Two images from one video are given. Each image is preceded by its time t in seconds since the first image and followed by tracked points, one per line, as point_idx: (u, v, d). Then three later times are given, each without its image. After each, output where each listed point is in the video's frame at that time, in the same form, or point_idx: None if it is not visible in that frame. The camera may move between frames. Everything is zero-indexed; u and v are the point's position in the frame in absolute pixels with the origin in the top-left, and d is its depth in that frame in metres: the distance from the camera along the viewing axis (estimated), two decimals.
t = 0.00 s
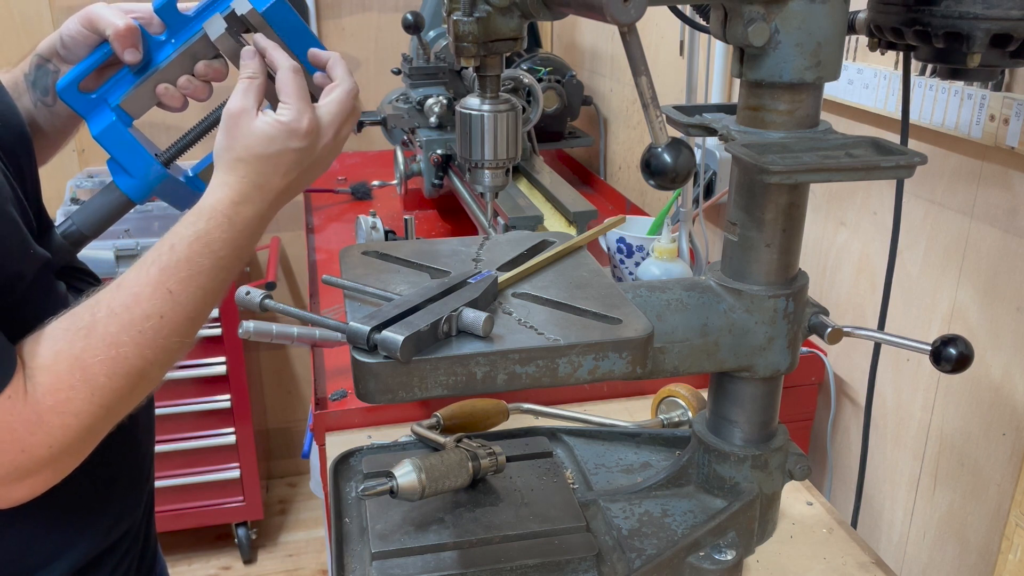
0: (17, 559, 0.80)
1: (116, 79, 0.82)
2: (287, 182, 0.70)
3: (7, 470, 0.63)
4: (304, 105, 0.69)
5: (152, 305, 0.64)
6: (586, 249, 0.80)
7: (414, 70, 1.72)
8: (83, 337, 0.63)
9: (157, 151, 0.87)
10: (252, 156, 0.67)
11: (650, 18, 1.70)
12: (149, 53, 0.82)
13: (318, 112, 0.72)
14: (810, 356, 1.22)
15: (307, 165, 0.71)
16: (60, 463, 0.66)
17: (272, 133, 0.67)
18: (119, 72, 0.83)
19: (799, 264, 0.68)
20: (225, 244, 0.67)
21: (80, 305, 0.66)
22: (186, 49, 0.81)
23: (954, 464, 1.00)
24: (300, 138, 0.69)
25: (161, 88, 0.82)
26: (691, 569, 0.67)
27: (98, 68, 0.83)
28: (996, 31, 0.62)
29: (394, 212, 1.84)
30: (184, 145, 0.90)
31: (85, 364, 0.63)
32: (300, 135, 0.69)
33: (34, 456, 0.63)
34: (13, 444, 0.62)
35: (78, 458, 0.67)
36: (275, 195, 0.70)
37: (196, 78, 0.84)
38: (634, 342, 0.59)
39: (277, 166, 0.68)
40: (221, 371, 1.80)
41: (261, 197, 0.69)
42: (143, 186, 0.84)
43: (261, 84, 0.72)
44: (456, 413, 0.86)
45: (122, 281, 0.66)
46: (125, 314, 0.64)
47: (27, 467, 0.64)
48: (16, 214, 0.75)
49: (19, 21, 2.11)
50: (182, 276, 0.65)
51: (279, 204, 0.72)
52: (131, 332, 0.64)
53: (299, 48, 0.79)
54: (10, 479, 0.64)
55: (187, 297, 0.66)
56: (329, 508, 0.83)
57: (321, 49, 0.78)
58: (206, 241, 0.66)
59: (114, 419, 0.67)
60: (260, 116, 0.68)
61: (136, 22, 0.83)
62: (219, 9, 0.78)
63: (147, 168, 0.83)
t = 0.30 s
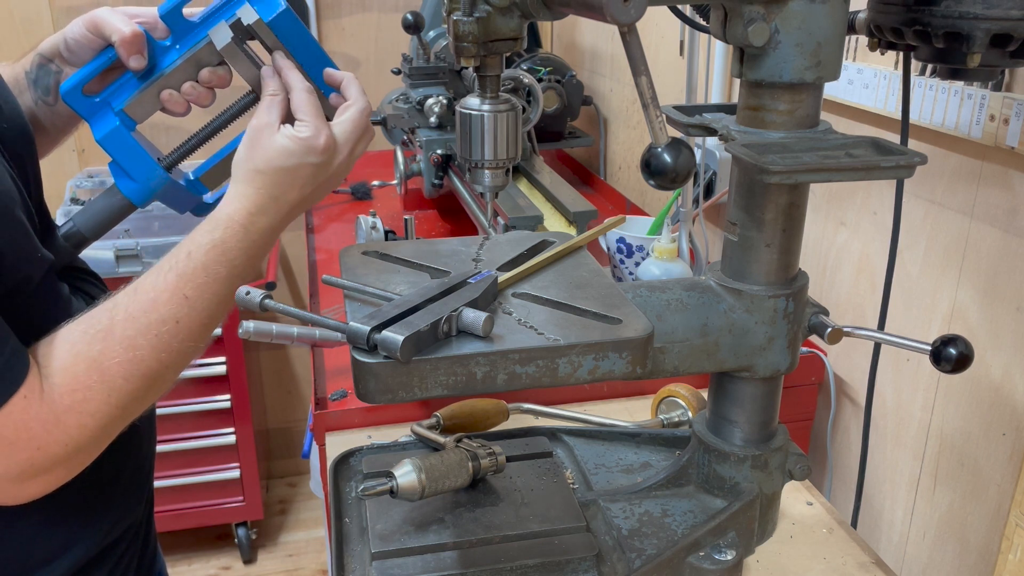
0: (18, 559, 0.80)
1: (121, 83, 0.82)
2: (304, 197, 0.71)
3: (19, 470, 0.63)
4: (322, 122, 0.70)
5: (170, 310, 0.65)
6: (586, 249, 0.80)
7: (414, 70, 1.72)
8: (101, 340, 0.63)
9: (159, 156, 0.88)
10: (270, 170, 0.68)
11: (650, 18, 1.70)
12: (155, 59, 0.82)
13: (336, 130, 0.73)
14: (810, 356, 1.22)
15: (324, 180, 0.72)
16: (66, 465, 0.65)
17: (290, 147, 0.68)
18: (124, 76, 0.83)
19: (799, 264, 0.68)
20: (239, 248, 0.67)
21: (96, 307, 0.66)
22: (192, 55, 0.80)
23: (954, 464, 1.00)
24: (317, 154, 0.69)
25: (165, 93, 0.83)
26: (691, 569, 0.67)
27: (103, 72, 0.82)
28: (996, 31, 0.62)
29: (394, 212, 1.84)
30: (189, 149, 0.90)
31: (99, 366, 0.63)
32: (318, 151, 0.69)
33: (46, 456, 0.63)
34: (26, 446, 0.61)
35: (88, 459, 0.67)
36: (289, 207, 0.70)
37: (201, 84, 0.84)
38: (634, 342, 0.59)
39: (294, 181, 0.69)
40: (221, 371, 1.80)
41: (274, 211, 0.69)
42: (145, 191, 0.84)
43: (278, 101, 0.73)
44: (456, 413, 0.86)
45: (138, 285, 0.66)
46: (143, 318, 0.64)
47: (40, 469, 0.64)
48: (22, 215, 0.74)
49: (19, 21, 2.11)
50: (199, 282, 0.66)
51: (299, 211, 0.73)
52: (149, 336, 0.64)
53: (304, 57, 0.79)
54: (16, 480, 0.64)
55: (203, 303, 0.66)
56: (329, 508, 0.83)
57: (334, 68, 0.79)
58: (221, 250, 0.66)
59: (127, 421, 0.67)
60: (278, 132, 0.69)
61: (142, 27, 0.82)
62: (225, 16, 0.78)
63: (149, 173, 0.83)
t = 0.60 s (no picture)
0: (19, 559, 0.80)
1: (121, 83, 0.82)
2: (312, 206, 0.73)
3: (22, 469, 0.62)
4: (331, 134, 0.73)
5: (178, 313, 0.65)
6: (586, 249, 0.80)
7: (414, 70, 1.72)
8: (108, 341, 0.63)
9: (159, 156, 0.88)
10: (280, 178, 0.70)
11: (650, 18, 1.70)
12: (155, 59, 0.82)
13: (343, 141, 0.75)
14: (810, 356, 1.22)
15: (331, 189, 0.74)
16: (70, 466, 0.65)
17: (300, 157, 0.70)
18: (124, 77, 0.83)
19: (799, 264, 0.68)
20: (243, 254, 0.68)
21: (102, 310, 0.66)
22: (191, 55, 0.80)
23: (954, 464, 1.00)
24: (327, 164, 0.72)
25: (165, 94, 0.83)
26: (691, 569, 0.67)
27: (103, 72, 0.83)
28: (996, 31, 0.62)
29: (394, 212, 1.84)
30: (189, 150, 0.90)
31: (105, 367, 0.63)
32: (327, 161, 0.72)
33: (49, 454, 0.62)
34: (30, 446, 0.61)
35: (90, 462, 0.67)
36: (295, 217, 0.72)
37: (201, 84, 0.83)
38: (634, 342, 0.59)
39: (304, 190, 0.71)
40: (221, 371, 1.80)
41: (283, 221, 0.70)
42: (145, 191, 0.85)
43: (286, 112, 0.75)
44: (456, 413, 0.86)
45: (145, 289, 0.66)
46: (150, 320, 0.64)
47: (42, 469, 0.63)
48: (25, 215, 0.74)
49: (19, 21, 2.11)
50: (206, 286, 0.66)
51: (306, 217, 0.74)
52: (155, 338, 0.64)
53: (305, 57, 0.79)
54: (19, 481, 0.63)
55: (209, 307, 0.67)
56: (329, 508, 0.83)
57: (345, 80, 0.81)
58: (227, 256, 0.67)
59: (130, 424, 0.67)
60: (288, 142, 0.72)
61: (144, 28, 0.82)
62: (225, 16, 0.78)
63: (150, 174, 0.84)
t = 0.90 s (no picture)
0: (20, 560, 0.80)
1: (120, 82, 0.82)
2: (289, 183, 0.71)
3: (16, 470, 0.63)
4: (304, 109, 0.70)
5: (159, 303, 0.65)
6: (586, 249, 0.80)
7: (414, 70, 1.72)
8: (91, 335, 0.63)
9: (159, 154, 0.88)
10: (252, 157, 0.68)
11: (650, 18, 1.70)
12: (153, 58, 0.82)
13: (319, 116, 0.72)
14: (810, 356, 1.22)
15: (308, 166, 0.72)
16: (66, 464, 0.66)
17: (271, 136, 0.68)
18: (123, 76, 0.83)
19: (799, 264, 0.68)
20: (223, 237, 0.67)
21: (83, 303, 0.66)
22: (191, 53, 0.80)
23: (954, 464, 1.00)
24: (299, 141, 0.69)
25: (164, 93, 0.83)
26: (691, 569, 0.67)
27: (102, 72, 0.83)
28: (996, 31, 0.62)
29: (394, 212, 1.84)
30: (189, 149, 0.90)
31: (91, 361, 0.63)
32: (299, 139, 0.69)
33: (43, 454, 0.63)
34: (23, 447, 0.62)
35: (88, 458, 0.67)
36: (271, 197, 0.70)
37: (199, 83, 0.83)
38: (634, 342, 0.59)
39: (276, 168, 0.69)
40: (221, 370, 1.80)
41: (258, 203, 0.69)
42: (146, 190, 0.85)
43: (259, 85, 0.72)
44: (456, 413, 0.86)
45: (126, 279, 0.66)
46: (132, 312, 0.64)
47: (38, 469, 0.64)
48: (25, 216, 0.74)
49: (19, 21, 2.11)
50: (186, 274, 0.66)
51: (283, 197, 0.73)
52: (138, 329, 0.64)
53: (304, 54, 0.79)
54: (16, 480, 0.64)
55: (191, 295, 0.66)
56: (329, 508, 0.83)
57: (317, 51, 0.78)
58: (206, 242, 0.66)
59: (122, 417, 0.67)
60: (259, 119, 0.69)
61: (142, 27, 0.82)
62: (224, 14, 0.78)
63: (149, 173, 0.84)
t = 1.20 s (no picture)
0: (18, 560, 0.80)
1: (113, 82, 0.82)
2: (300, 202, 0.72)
3: (13, 473, 0.63)
4: (320, 132, 0.71)
5: (164, 313, 0.65)
6: (586, 249, 0.80)
7: (414, 70, 1.72)
8: (95, 343, 0.63)
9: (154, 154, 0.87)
10: (265, 176, 0.69)
11: (650, 18, 1.70)
12: (147, 58, 0.82)
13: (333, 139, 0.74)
14: (810, 356, 1.22)
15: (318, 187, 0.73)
16: (63, 468, 0.66)
17: (286, 155, 0.69)
18: (116, 76, 0.83)
19: (799, 264, 0.68)
20: (230, 248, 0.67)
21: (87, 310, 0.66)
22: (185, 53, 0.79)
23: (954, 464, 1.00)
24: (313, 164, 0.71)
25: (158, 93, 0.82)
26: (691, 569, 0.67)
27: (96, 72, 0.84)
28: (996, 31, 0.62)
29: (394, 212, 1.84)
30: (183, 150, 0.88)
31: (94, 368, 0.63)
32: (313, 160, 0.70)
33: (39, 458, 0.63)
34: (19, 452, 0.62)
35: (82, 463, 0.67)
36: (280, 215, 0.71)
37: (193, 83, 0.82)
38: (634, 342, 0.59)
39: (289, 188, 0.70)
40: (221, 371, 1.80)
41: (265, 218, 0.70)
42: (140, 191, 0.84)
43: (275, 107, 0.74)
44: (456, 413, 0.86)
45: (131, 288, 0.66)
46: (137, 321, 0.64)
47: (34, 472, 0.64)
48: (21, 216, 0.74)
49: (19, 21, 2.11)
50: (193, 286, 0.66)
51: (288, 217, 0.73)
52: (142, 339, 0.64)
53: (298, 53, 0.77)
54: (9, 483, 0.64)
55: (196, 307, 0.67)
56: (329, 509, 0.83)
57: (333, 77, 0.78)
58: (212, 254, 0.67)
59: (119, 425, 0.67)
60: (275, 139, 0.70)
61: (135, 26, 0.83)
62: (217, 14, 0.76)
63: (143, 173, 0.83)
